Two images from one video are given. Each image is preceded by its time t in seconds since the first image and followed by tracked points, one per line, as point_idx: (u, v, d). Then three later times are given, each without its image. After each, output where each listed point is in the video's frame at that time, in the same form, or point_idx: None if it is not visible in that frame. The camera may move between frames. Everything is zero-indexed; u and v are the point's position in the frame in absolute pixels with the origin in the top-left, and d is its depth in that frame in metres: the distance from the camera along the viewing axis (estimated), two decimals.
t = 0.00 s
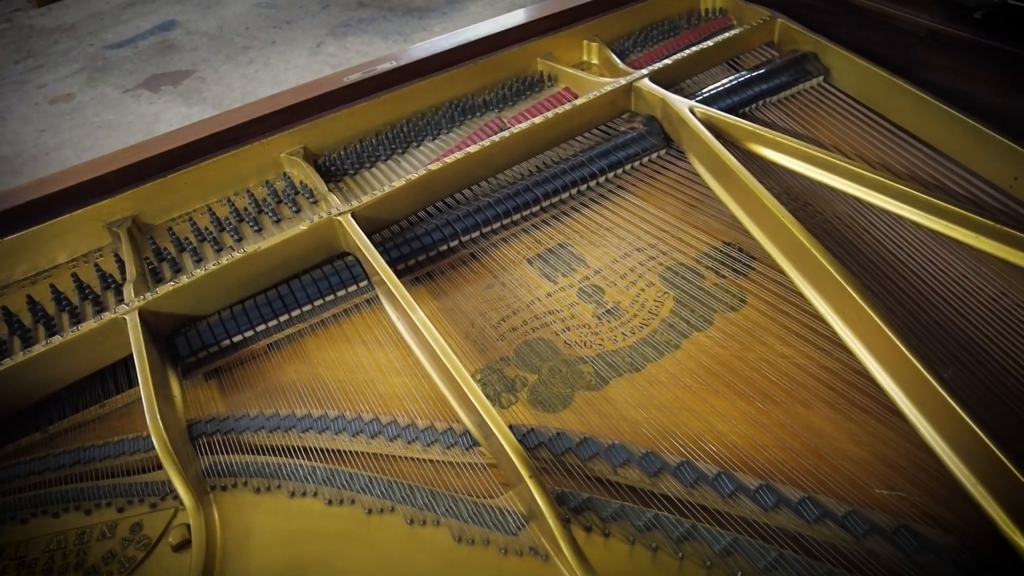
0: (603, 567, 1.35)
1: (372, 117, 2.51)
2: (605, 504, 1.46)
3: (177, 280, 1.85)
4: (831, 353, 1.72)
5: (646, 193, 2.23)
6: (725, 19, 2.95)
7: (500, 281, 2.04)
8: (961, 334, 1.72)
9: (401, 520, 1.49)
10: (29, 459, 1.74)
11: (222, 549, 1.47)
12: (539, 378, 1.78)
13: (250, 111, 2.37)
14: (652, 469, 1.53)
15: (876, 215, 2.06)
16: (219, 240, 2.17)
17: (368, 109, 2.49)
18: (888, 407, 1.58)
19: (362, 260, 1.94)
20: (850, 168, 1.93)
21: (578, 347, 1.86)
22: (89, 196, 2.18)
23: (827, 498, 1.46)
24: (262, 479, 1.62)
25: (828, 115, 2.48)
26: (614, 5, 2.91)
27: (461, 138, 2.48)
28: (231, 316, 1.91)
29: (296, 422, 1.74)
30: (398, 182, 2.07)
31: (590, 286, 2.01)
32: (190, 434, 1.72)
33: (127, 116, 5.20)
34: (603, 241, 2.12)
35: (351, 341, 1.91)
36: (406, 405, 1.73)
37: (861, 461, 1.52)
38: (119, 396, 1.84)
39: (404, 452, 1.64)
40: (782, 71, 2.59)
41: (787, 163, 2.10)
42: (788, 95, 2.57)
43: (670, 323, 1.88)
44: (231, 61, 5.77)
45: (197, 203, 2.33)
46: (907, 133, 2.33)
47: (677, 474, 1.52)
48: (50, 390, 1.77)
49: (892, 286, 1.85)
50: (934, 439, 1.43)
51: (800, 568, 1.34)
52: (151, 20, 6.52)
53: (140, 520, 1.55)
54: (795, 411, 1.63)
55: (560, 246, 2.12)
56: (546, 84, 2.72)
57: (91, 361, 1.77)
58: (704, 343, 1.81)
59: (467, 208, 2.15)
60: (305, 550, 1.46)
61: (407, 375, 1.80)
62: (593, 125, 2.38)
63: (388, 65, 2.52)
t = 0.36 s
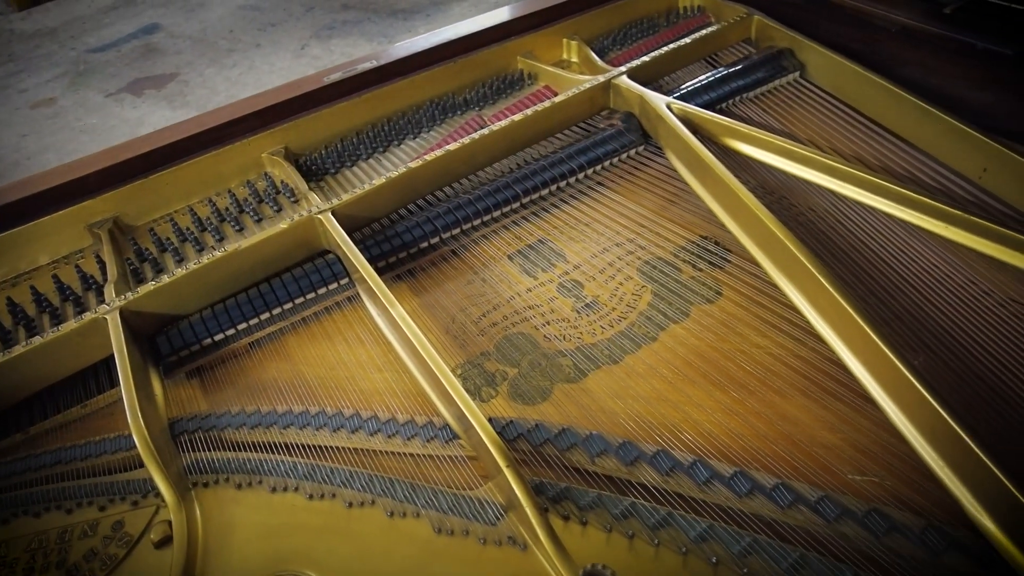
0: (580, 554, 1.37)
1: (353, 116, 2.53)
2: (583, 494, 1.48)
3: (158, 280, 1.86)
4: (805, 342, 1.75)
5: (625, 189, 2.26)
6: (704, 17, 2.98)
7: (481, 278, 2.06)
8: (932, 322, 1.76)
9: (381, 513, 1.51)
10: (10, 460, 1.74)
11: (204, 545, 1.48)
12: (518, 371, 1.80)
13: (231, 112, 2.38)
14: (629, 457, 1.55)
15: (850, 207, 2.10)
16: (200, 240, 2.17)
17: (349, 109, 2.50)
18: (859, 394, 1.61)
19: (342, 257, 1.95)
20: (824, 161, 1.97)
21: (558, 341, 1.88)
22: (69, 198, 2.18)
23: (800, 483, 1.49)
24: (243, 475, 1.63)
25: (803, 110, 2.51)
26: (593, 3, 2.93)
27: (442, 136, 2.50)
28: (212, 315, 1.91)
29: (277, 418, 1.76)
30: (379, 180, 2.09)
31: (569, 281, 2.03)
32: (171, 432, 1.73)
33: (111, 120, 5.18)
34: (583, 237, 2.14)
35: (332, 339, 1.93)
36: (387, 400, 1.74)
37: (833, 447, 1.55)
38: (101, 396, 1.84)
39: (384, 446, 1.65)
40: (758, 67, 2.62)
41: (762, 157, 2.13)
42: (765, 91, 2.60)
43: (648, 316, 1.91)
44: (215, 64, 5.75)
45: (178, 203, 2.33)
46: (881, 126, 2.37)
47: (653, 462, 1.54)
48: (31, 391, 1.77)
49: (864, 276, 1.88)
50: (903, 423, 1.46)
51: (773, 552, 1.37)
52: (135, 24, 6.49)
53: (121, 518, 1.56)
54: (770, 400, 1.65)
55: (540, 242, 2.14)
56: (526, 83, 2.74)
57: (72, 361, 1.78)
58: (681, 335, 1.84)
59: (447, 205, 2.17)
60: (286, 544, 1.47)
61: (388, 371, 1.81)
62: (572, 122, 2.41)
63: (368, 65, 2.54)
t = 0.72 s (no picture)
0: (553, 543, 1.40)
1: (332, 117, 2.54)
2: (557, 484, 1.51)
3: (135, 281, 1.87)
4: (775, 333, 1.78)
5: (601, 186, 2.28)
6: (679, 15, 3.01)
7: (458, 275, 2.08)
8: (898, 311, 1.80)
9: (358, 507, 1.53)
10: None
11: (182, 543, 1.49)
12: (495, 366, 1.82)
13: (209, 113, 2.38)
14: (602, 448, 1.58)
15: (820, 200, 2.14)
16: (179, 241, 2.18)
17: (327, 110, 2.52)
18: (827, 382, 1.65)
19: (319, 256, 1.97)
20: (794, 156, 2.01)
21: (534, 336, 1.90)
22: (47, 201, 2.19)
23: (768, 470, 1.52)
24: (222, 473, 1.64)
25: (776, 106, 2.55)
26: (570, 3, 2.96)
27: (419, 135, 2.52)
28: (190, 316, 1.92)
29: (255, 416, 1.77)
30: (356, 179, 2.10)
31: (546, 277, 2.06)
32: (150, 432, 1.74)
33: (92, 124, 5.16)
34: (559, 233, 2.17)
35: (310, 337, 1.94)
36: (364, 397, 1.76)
37: (802, 435, 1.58)
38: (79, 398, 1.85)
39: (361, 442, 1.67)
40: (732, 64, 2.65)
41: (734, 152, 2.17)
42: (739, 87, 2.63)
43: (622, 310, 1.94)
44: (198, 66, 5.74)
45: (157, 205, 2.34)
46: (851, 121, 2.41)
47: (626, 452, 1.56)
48: (8, 394, 1.77)
49: (833, 268, 1.92)
50: (868, 409, 1.50)
51: (742, 538, 1.39)
52: (115, 27, 6.46)
53: (100, 518, 1.56)
54: (741, 390, 1.69)
55: (517, 239, 2.16)
56: (504, 82, 2.76)
57: (50, 363, 1.78)
58: (654, 328, 1.87)
59: (424, 203, 2.19)
60: (264, 540, 1.49)
61: (365, 368, 1.83)
62: (549, 120, 2.43)
63: (345, 66, 2.55)
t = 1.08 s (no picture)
0: (525, 533, 1.41)
1: (308, 118, 2.56)
2: (530, 476, 1.52)
3: (110, 283, 1.87)
4: (746, 324, 1.80)
5: (576, 182, 2.31)
6: (654, 13, 3.03)
7: (435, 272, 2.09)
8: (864, 299, 1.83)
9: (333, 503, 1.54)
10: None
11: (158, 543, 1.50)
12: (471, 362, 1.84)
13: (184, 115, 2.39)
14: (575, 439, 1.59)
15: (790, 193, 2.17)
16: (155, 243, 2.18)
17: (303, 110, 2.53)
18: (796, 370, 1.67)
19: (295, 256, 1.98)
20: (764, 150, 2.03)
21: (510, 331, 1.92)
22: (21, 205, 2.18)
23: (739, 457, 1.54)
24: (198, 472, 1.65)
25: (748, 100, 2.58)
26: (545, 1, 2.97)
27: (396, 134, 2.54)
28: (166, 317, 1.93)
29: (231, 415, 1.78)
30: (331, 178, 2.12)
31: (522, 272, 2.08)
32: (126, 433, 1.74)
33: (73, 129, 5.13)
34: (535, 229, 2.19)
35: (287, 337, 1.95)
36: (339, 394, 1.77)
37: (772, 423, 1.60)
38: (55, 401, 1.84)
39: (337, 439, 1.68)
40: (706, 60, 2.68)
41: (706, 147, 2.19)
42: (713, 83, 2.66)
43: (597, 304, 1.96)
44: (180, 70, 5.72)
45: (133, 208, 2.33)
46: (822, 114, 2.45)
47: (598, 443, 1.58)
48: None
49: (803, 259, 1.95)
50: (834, 396, 1.53)
51: (711, 524, 1.41)
52: (96, 31, 6.43)
53: (75, 519, 1.57)
54: (712, 380, 1.71)
55: (493, 236, 2.18)
56: (480, 81, 2.78)
57: (24, 367, 1.78)
58: (628, 321, 1.90)
59: (400, 202, 2.20)
60: (240, 536, 1.50)
61: (341, 366, 1.85)
62: (525, 118, 2.45)
63: (321, 66, 2.57)
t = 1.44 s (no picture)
0: (500, 522, 1.43)
1: (285, 117, 2.56)
2: (505, 465, 1.54)
3: (85, 284, 1.87)
4: (718, 313, 1.83)
5: (552, 177, 2.32)
6: (630, 9, 3.04)
7: (412, 269, 2.10)
8: (833, 287, 1.86)
9: (309, 497, 1.55)
10: None
11: (135, 542, 1.50)
12: (447, 356, 1.85)
13: (159, 116, 2.39)
14: (549, 429, 1.61)
15: (762, 184, 2.20)
16: (131, 244, 2.18)
17: (280, 110, 2.54)
18: (766, 356, 1.70)
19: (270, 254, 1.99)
20: (735, 142, 2.06)
21: (486, 325, 1.93)
22: None
23: (711, 443, 1.57)
24: (175, 469, 1.65)
25: (722, 93, 2.60)
26: None
27: (373, 132, 2.55)
28: (143, 316, 1.92)
29: (208, 413, 1.78)
30: (306, 176, 2.12)
31: (498, 267, 2.09)
32: (101, 433, 1.74)
33: (52, 134, 5.10)
34: (511, 224, 2.20)
35: (264, 335, 1.96)
36: (316, 390, 1.78)
37: (745, 410, 1.63)
38: (30, 403, 1.84)
39: (313, 434, 1.69)
40: (680, 54, 2.69)
41: (679, 140, 2.22)
42: (687, 77, 2.68)
43: (572, 297, 1.98)
44: (161, 73, 5.69)
45: (109, 210, 2.33)
46: (794, 106, 2.48)
47: (572, 432, 1.60)
48: None
49: (773, 248, 1.98)
50: (803, 381, 1.55)
51: (683, 509, 1.43)
52: (75, 35, 6.38)
53: (51, 520, 1.56)
54: (685, 369, 1.73)
55: (470, 231, 2.19)
56: (457, 78, 2.80)
57: None
58: (603, 313, 1.92)
59: (376, 199, 2.20)
60: (216, 532, 1.50)
61: (317, 363, 1.85)
62: (501, 115, 2.46)
63: (296, 66, 2.57)
